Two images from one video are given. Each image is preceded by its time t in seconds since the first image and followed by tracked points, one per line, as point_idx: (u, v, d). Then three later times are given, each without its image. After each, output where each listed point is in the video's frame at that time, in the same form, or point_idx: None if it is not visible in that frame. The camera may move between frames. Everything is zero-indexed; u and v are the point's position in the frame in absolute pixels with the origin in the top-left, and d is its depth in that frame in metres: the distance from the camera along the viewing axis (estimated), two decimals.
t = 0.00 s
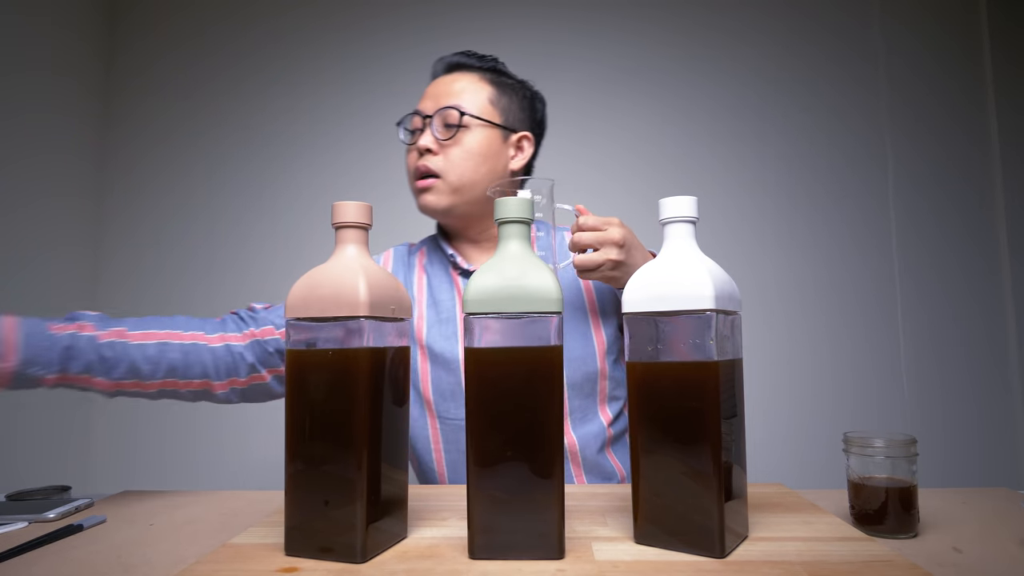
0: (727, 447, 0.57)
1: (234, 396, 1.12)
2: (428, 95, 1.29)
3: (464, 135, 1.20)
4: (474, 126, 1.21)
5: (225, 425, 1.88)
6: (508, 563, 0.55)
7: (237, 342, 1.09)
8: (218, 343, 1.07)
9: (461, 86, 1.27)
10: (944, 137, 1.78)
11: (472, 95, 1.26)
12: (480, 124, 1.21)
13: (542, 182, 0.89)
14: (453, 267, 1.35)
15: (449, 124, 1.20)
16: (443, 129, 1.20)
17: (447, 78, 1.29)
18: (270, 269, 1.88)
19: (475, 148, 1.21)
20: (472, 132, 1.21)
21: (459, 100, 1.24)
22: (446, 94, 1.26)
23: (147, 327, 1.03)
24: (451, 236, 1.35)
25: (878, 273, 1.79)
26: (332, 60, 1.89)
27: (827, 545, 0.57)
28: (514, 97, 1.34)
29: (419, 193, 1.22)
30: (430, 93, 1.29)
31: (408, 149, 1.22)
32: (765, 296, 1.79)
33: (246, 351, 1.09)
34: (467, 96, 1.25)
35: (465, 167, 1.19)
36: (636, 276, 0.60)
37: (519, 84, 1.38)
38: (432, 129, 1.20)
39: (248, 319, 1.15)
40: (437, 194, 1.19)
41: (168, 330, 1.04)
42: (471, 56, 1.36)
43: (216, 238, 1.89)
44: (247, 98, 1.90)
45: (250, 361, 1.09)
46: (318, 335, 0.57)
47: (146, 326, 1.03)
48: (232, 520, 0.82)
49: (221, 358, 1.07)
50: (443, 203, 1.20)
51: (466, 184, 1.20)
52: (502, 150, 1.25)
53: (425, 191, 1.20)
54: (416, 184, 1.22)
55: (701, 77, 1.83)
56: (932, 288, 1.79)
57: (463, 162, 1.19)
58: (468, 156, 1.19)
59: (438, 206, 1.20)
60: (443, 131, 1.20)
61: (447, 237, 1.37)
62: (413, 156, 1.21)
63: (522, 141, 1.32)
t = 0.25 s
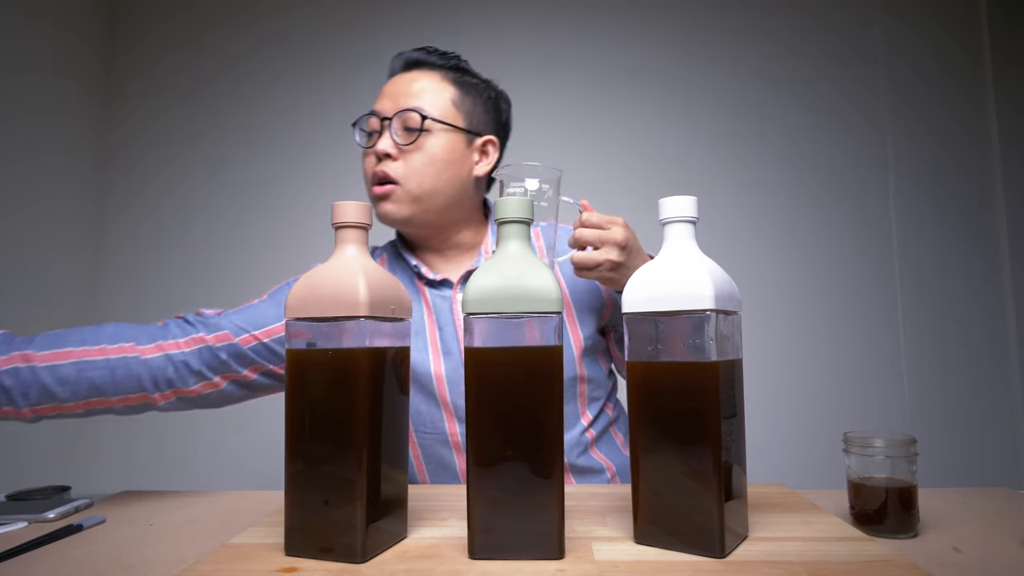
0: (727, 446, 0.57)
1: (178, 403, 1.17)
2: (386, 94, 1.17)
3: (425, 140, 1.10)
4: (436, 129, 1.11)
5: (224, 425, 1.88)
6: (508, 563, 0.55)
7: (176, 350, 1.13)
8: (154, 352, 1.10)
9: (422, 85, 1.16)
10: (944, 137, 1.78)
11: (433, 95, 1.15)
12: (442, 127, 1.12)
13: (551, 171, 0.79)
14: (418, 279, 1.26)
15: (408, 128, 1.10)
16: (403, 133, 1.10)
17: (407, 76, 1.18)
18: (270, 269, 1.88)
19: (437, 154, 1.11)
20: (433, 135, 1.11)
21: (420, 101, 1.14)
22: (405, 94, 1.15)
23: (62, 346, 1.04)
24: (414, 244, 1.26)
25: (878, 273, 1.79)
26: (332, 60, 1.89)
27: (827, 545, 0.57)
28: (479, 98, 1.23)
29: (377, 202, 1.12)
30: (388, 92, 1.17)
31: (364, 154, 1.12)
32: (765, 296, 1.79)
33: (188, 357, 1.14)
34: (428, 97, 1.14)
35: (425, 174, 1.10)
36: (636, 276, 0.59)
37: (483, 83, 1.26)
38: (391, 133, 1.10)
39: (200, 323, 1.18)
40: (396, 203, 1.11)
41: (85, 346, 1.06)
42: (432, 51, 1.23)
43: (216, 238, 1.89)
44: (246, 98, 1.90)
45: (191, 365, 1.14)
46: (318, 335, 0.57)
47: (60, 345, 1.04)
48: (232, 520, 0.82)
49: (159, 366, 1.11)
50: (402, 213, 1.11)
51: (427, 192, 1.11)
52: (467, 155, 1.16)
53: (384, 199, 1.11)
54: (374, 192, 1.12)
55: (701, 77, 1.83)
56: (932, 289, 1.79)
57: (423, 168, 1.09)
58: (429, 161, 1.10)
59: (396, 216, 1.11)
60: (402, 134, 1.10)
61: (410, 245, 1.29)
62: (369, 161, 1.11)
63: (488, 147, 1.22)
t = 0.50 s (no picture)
0: (727, 446, 0.57)
1: (147, 422, 1.18)
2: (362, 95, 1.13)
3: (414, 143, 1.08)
4: (424, 133, 1.09)
5: (224, 425, 1.88)
6: (508, 563, 0.55)
7: (145, 368, 1.13)
8: (123, 372, 1.10)
9: (401, 86, 1.13)
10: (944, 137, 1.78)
11: (416, 97, 1.13)
12: (431, 131, 1.10)
13: (541, 171, 0.68)
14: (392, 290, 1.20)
15: (397, 130, 1.07)
16: (393, 135, 1.07)
17: (388, 75, 1.15)
18: (269, 268, 1.88)
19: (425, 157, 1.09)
20: (421, 139, 1.09)
21: (404, 103, 1.11)
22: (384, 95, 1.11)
23: (23, 369, 1.03)
24: (389, 251, 1.21)
25: (878, 272, 1.79)
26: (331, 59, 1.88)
27: (828, 545, 0.57)
28: (456, 103, 1.23)
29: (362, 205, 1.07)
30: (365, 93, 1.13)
31: (346, 155, 1.07)
32: (765, 296, 1.79)
33: (159, 376, 1.14)
34: (411, 100, 1.12)
35: (415, 177, 1.07)
36: (636, 275, 0.59)
37: (458, 89, 1.26)
38: (378, 134, 1.06)
39: (170, 339, 1.18)
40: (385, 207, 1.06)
41: (47, 368, 1.04)
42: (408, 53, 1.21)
43: (217, 238, 1.90)
44: (246, 98, 1.90)
45: (162, 384, 1.14)
46: (318, 335, 0.57)
47: (20, 368, 1.02)
48: (232, 520, 0.82)
49: (127, 386, 1.11)
50: (392, 217, 1.07)
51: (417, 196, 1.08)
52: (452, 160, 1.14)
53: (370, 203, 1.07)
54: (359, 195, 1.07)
55: (701, 77, 1.83)
56: (932, 289, 1.79)
57: (413, 172, 1.07)
58: (419, 165, 1.07)
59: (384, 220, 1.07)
60: (392, 137, 1.07)
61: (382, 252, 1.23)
62: (355, 162, 1.06)
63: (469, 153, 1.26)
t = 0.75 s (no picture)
0: (727, 446, 0.57)
1: (142, 429, 1.17)
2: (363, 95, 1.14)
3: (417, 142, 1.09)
4: (427, 133, 1.10)
5: (224, 425, 1.88)
6: (508, 563, 0.55)
7: (139, 376, 1.11)
8: (115, 380, 1.09)
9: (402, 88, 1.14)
10: (944, 137, 1.78)
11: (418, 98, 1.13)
12: (434, 131, 1.10)
13: (535, 176, 0.64)
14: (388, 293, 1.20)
15: (400, 128, 1.08)
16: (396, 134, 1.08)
17: (391, 76, 1.15)
18: (270, 268, 1.88)
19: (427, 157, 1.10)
20: (424, 139, 1.09)
21: (407, 103, 1.11)
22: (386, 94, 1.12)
23: (12, 380, 1.02)
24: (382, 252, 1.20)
25: (878, 272, 1.79)
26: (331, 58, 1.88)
27: (827, 545, 0.57)
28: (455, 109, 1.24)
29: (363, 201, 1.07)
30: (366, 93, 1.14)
31: (348, 151, 1.07)
32: (765, 296, 1.79)
33: (152, 383, 1.13)
34: (413, 100, 1.12)
35: (417, 175, 1.07)
36: (636, 276, 0.59)
37: (457, 95, 1.27)
38: (382, 132, 1.07)
39: (164, 345, 1.17)
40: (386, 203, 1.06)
41: (38, 379, 1.03)
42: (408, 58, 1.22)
43: (217, 238, 1.90)
44: (246, 99, 1.90)
45: (156, 391, 1.13)
46: (318, 335, 0.57)
47: (10, 380, 1.01)
48: (231, 520, 0.82)
49: (120, 394, 1.10)
50: (393, 213, 1.06)
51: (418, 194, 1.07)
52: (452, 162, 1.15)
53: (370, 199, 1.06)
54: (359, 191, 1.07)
55: (702, 78, 1.83)
56: (932, 289, 1.79)
57: (415, 170, 1.07)
58: (422, 164, 1.08)
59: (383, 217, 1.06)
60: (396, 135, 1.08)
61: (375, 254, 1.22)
62: (357, 158, 1.06)
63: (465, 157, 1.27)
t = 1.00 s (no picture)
0: (727, 446, 0.57)
1: (159, 406, 1.16)
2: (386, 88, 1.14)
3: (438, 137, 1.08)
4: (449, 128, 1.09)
5: (224, 425, 1.88)
6: (508, 563, 0.55)
7: (162, 351, 1.12)
8: (140, 354, 1.10)
9: (422, 83, 1.13)
10: (944, 137, 1.78)
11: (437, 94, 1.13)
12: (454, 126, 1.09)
13: (539, 176, 0.69)
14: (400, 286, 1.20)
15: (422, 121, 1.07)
16: (419, 128, 1.07)
17: (413, 73, 1.15)
18: (269, 268, 1.88)
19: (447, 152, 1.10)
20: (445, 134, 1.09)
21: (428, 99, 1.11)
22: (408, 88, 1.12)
23: (43, 344, 1.02)
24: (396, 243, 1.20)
25: (878, 272, 1.79)
26: (331, 58, 1.88)
27: (828, 545, 0.57)
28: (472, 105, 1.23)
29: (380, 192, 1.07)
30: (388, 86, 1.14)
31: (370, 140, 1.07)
32: (765, 296, 1.79)
33: (174, 359, 1.14)
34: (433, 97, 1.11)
35: (437, 168, 1.07)
36: (636, 276, 0.59)
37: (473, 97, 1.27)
38: (405, 124, 1.07)
39: (186, 324, 1.18)
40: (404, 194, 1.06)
41: (68, 346, 1.03)
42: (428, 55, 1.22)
43: (217, 238, 1.90)
44: (246, 99, 1.90)
45: (178, 367, 1.14)
46: (318, 335, 0.57)
47: (45, 342, 1.02)
48: (232, 520, 0.82)
49: (144, 367, 1.11)
50: (410, 206, 1.06)
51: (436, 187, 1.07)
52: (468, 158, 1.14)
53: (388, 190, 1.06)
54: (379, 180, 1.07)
55: (702, 78, 1.83)
56: (932, 289, 1.79)
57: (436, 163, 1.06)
58: (442, 158, 1.07)
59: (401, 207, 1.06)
60: (419, 130, 1.07)
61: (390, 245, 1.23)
62: (379, 149, 1.06)
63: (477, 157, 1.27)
